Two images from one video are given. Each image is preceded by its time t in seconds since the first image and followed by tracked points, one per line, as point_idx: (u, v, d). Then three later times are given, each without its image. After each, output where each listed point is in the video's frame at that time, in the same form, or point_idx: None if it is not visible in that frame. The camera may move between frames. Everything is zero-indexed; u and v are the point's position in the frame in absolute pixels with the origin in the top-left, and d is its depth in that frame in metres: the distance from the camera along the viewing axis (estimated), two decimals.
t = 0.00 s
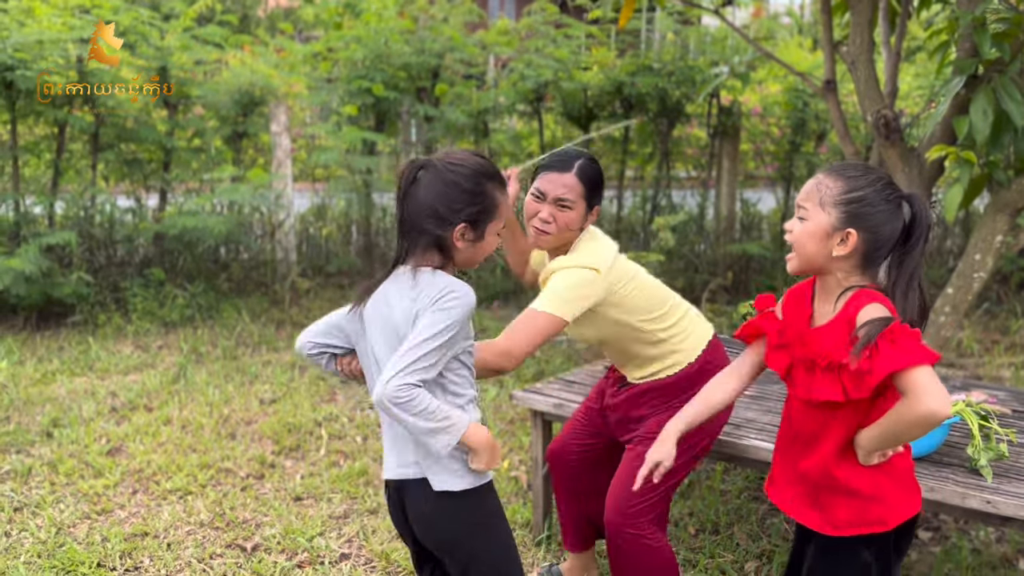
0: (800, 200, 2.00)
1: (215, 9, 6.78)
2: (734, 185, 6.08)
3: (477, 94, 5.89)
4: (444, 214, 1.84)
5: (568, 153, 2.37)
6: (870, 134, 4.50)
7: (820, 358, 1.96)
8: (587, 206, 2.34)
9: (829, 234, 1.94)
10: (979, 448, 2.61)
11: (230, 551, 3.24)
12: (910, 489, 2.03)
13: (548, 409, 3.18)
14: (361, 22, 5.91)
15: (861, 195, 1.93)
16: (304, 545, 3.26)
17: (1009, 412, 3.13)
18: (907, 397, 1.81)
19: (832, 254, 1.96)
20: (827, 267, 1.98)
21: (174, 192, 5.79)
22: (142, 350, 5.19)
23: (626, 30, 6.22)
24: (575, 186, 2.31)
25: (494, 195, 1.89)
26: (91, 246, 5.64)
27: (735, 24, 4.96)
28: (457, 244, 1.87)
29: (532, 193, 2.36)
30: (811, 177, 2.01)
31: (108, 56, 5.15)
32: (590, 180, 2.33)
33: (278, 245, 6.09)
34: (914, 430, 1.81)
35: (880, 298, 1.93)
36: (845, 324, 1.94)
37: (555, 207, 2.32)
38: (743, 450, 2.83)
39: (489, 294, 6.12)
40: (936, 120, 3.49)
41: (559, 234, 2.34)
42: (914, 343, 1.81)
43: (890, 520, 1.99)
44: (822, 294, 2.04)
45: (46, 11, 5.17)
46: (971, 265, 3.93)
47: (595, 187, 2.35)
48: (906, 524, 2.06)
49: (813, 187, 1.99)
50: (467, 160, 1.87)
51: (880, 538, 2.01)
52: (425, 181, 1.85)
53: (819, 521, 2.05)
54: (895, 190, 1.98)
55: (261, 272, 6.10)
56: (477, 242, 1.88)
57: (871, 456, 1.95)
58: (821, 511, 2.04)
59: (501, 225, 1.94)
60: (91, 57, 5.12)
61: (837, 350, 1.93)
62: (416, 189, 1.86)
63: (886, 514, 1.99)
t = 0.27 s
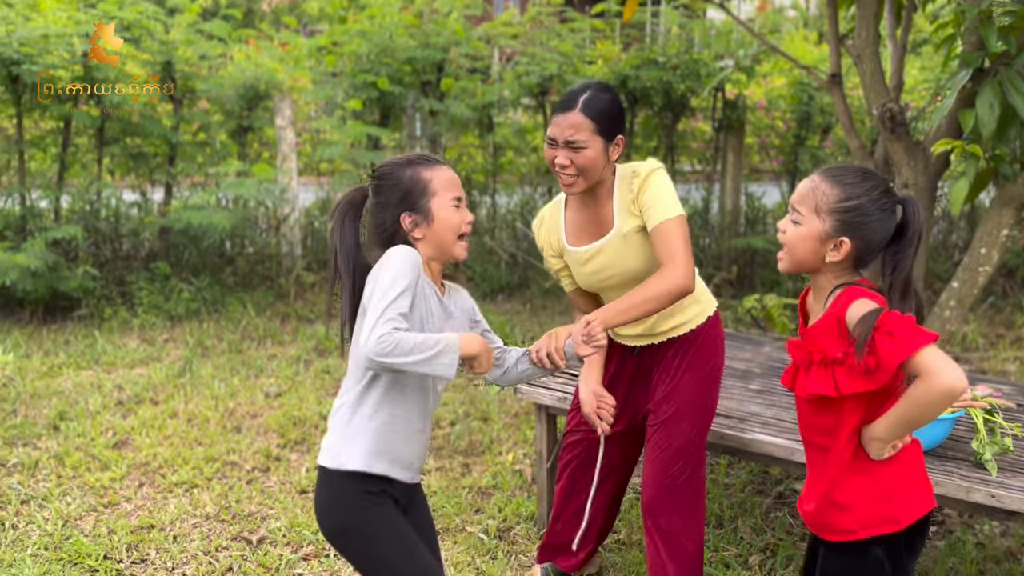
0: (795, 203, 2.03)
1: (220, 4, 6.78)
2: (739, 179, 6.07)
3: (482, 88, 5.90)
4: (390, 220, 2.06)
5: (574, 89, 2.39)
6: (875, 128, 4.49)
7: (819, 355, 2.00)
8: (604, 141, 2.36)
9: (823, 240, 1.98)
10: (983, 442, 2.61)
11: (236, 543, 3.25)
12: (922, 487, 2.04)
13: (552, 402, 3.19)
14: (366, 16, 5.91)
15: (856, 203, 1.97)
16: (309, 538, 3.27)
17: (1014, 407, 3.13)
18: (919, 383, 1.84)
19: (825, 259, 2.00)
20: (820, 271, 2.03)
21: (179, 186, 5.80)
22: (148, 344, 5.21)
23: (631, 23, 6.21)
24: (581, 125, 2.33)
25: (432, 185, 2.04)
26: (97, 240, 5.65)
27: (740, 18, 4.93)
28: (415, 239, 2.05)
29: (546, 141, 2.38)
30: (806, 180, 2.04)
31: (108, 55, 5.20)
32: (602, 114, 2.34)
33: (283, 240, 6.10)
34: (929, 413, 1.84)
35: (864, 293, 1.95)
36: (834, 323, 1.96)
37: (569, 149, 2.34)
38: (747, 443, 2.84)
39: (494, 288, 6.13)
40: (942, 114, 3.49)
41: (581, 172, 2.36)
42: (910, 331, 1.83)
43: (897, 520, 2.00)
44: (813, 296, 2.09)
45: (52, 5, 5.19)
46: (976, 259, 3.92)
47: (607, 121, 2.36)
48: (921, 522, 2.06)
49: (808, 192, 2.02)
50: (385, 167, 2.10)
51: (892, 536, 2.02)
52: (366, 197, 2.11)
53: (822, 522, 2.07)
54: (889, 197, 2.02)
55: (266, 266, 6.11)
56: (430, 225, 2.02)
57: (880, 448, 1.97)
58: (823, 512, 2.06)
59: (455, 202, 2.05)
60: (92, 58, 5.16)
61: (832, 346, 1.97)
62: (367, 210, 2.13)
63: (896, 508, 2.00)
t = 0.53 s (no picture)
0: (823, 202, 2.02)
1: None
2: (742, 174, 6.07)
3: (484, 83, 5.89)
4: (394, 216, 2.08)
5: (571, 105, 2.39)
6: (878, 122, 4.48)
7: (828, 338, 2.03)
8: (596, 162, 2.37)
9: (859, 234, 1.98)
10: (986, 437, 2.60)
11: (239, 538, 3.26)
12: (913, 488, 2.03)
13: (555, 397, 3.20)
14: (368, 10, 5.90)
15: (884, 192, 1.97)
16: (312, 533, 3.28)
17: (1017, 402, 3.13)
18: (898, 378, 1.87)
19: (863, 252, 1.99)
20: (856, 265, 2.02)
21: (182, 181, 5.81)
22: (151, 339, 5.22)
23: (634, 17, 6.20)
24: (579, 146, 2.34)
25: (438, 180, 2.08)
26: (99, 235, 5.66)
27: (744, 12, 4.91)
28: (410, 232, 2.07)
29: (538, 155, 2.40)
30: (829, 177, 2.04)
31: (109, 56, 5.21)
32: (597, 135, 2.35)
33: (285, 235, 6.11)
34: (902, 412, 1.86)
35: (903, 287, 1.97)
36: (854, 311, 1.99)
37: (562, 167, 2.35)
38: (750, 438, 2.84)
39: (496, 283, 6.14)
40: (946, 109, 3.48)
41: (570, 192, 2.38)
42: (907, 328, 1.86)
43: (882, 514, 2.00)
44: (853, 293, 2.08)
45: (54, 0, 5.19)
46: (979, 254, 3.91)
47: (602, 141, 2.37)
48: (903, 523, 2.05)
49: (834, 189, 2.01)
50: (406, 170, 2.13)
51: (869, 529, 2.02)
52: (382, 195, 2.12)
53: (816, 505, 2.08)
54: (915, 180, 2.02)
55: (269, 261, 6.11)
56: (421, 216, 2.05)
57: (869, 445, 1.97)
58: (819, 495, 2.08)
59: (452, 198, 2.06)
60: (91, 57, 5.17)
61: (840, 332, 2.00)
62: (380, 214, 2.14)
63: (870, 505, 2.00)
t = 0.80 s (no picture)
0: (834, 189, 2.02)
1: None
2: (743, 169, 6.07)
3: (485, 78, 5.89)
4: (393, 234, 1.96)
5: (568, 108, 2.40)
6: (879, 118, 4.48)
7: (845, 336, 2.00)
8: (595, 157, 2.35)
9: (869, 219, 1.97)
10: (986, 433, 2.61)
11: (241, 533, 3.27)
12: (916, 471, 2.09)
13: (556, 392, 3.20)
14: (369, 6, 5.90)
15: (895, 176, 1.97)
16: (314, 528, 3.29)
17: (1017, 397, 3.13)
18: (906, 391, 1.86)
19: (873, 238, 1.98)
20: (867, 252, 2.01)
21: (183, 176, 5.81)
22: (152, 334, 5.23)
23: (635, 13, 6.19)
24: (577, 138, 2.33)
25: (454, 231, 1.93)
26: (101, 230, 5.67)
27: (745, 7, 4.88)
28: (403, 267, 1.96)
29: (537, 151, 2.37)
30: (841, 164, 2.04)
31: (109, 55, 5.21)
32: (596, 130, 2.35)
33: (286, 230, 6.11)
34: (909, 422, 1.86)
35: (918, 291, 1.95)
36: (877, 310, 1.96)
37: (560, 161, 2.32)
38: (750, 434, 2.84)
39: (497, 278, 6.14)
40: (947, 104, 3.47)
41: (569, 186, 2.33)
42: (935, 344, 1.84)
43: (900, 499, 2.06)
44: (859, 280, 2.07)
45: None
46: (980, 250, 3.91)
47: (600, 138, 2.36)
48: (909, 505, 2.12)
49: (846, 174, 2.01)
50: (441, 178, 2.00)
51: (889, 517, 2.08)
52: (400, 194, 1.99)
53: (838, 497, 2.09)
54: (925, 165, 2.02)
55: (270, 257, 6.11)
56: (416, 268, 1.95)
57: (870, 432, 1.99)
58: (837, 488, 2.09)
59: (451, 265, 1.95)
60: (91, 57, 5.18)
61: (862, 333, 1.97)
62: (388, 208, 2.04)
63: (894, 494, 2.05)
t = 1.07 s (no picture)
0: (821, 181, 1.99)
1: None
2: (742, 165, 6.07)
3: (485, 74, 5.89)
4: (462, 212, 1.93)
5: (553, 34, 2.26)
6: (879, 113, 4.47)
7: (846, 343, 1.95)
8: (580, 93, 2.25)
9: (851, 218, 1.94)
10: (986, 429, 2.61)
11: (241, 529, 3.27)
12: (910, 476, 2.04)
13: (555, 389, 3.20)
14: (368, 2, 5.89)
15: (883, 178, 1.93)
16: (314, 524, 3.29)
17: (1017, 393, 3.13)
18: (955, 382, 1.81)
19: (852, 237, 1.95)
20: (845, 251, 1.98)
21: (182, 173, 5.80)
22: (152, 331, 5.23)
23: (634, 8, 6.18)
24: (561, 76, 2.22)
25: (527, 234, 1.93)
26: (100, 227, 5.67)
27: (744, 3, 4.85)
28: (462, 251, 1.93)
29: (524, 88, 2.29)
30: (831, 159, 2.00)
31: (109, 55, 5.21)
32: (580, 66, 2.22)
33: (286, 227, 6.10)
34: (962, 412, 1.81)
35: (904, 289, 1.91)
36: (874, 312, 1.92)
37: (546, 99, 2.24)
38: (749, 430, 2.84)
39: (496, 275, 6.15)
40: (947, 100, 3.47)
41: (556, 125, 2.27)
42: (956, 333, 1.81)
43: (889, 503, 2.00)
44: (835, 277, 2.04)
45: None
46: (980, 245, 3.91)
47: (586, 69, 2.24)
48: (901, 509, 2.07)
49: (834, 169, 1.98)
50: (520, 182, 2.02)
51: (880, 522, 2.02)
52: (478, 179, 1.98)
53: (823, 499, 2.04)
54: (916, 172, 1.98)
55: (269, 253, 6.10)
56: (477, 258, 1.92)
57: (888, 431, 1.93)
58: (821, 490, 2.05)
59: (512, 260, 1.93)
60: (90, 57, 5.17)
61: (868, 336, 1.92)
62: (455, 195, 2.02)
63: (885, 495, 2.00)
